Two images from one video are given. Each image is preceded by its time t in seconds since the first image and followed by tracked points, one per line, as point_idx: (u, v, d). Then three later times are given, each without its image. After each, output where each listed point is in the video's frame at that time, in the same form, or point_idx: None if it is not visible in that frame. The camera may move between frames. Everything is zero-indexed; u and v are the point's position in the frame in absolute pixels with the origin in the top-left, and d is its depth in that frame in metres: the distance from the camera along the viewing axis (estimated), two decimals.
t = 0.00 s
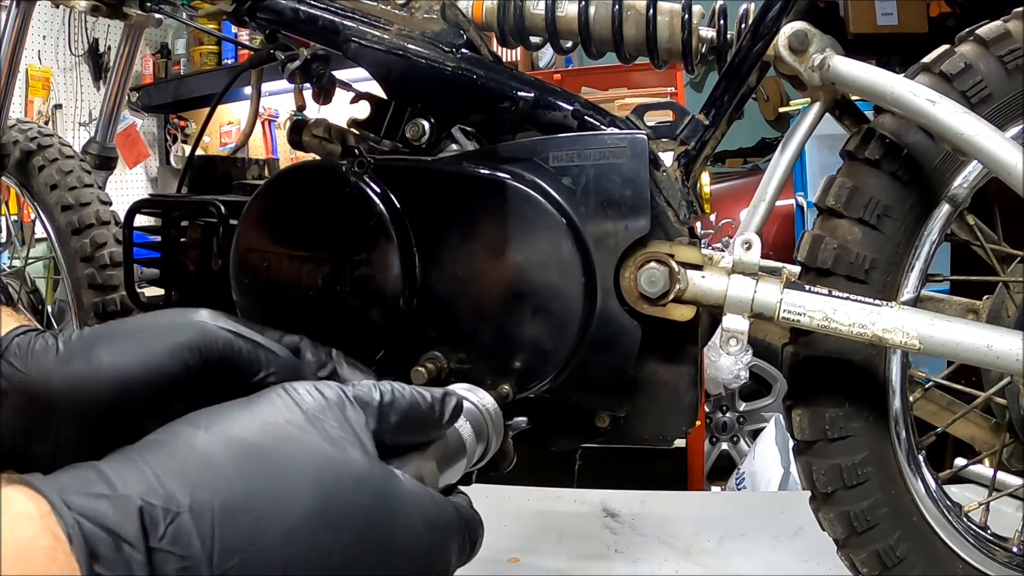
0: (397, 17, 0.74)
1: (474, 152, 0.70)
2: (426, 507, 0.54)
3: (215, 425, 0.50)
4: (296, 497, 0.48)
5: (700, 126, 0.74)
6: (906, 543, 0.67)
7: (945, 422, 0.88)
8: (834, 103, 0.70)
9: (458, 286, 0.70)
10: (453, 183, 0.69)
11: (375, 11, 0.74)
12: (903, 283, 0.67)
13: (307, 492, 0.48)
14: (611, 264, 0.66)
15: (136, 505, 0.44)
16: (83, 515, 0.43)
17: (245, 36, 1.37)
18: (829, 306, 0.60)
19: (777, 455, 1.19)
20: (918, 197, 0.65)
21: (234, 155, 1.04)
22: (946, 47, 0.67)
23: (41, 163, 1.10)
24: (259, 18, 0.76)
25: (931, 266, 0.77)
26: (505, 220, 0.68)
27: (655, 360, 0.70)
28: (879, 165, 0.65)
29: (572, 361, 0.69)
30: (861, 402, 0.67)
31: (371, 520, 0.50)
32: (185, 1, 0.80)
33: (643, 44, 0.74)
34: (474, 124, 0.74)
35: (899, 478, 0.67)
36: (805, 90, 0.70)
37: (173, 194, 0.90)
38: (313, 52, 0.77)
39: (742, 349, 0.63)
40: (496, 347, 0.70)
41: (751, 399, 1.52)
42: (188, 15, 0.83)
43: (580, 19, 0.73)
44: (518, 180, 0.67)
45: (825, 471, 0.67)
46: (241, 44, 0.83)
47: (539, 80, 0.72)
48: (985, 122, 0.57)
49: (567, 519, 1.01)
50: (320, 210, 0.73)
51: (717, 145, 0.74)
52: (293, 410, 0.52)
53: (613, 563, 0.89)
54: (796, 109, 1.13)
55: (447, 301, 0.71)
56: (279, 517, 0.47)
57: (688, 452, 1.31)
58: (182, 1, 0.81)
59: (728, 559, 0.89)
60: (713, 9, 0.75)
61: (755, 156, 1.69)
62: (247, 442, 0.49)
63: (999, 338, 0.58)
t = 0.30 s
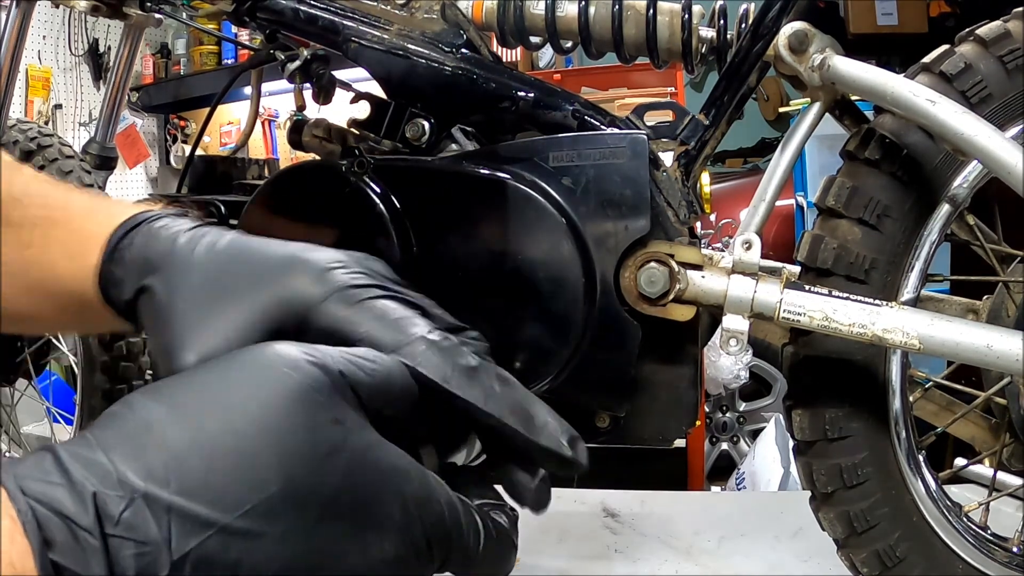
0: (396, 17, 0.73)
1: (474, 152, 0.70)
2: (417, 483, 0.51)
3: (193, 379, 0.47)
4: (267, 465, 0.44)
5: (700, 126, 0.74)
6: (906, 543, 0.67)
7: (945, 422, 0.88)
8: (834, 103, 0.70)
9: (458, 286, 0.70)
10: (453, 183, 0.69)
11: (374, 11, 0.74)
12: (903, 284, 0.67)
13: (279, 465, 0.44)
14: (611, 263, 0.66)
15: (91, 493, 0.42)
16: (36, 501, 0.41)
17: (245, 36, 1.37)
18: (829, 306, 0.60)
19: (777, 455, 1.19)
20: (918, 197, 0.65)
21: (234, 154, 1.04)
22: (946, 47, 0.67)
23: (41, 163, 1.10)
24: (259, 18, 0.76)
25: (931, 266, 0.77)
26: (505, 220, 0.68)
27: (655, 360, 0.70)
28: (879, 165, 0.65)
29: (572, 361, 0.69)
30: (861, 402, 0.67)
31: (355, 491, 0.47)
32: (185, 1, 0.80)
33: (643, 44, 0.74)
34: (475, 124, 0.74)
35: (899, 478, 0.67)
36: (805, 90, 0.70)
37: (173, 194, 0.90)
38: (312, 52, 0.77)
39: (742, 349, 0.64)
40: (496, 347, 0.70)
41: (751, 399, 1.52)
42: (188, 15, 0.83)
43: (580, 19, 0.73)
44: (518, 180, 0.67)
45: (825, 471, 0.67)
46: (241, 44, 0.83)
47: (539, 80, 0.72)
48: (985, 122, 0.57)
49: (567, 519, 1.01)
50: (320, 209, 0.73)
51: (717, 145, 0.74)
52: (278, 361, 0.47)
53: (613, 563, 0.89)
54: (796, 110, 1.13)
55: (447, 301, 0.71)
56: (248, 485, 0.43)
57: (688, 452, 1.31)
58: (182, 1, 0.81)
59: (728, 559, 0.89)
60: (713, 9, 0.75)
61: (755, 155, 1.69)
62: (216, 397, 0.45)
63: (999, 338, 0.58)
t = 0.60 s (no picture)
0: (397, 16, 0.76)
1: (473, 153, 0.70)
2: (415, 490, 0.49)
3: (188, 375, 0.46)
4: (252, 482, 0.43)
5: (700, 126, 0.73)
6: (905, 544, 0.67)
7: (945, 422, 0.88)
8: (834, 103, 0.70)
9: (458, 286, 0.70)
10: (452, 183, 0.68)
11: (375, 11, 0.76)
12: (904, 284, 0.66)
13: (248, 470, 0.43)
14: (611, 263, 0.66)
15: (82, 536, 0.39)
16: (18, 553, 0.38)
17: (245, 36, 1.37)
18: (829, 306, 0.60)
19: (777, 455, 1.19)
20: (918, 196, 0.65)
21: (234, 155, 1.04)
22: (946, 47, 0.67)
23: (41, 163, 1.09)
24: (259, 19, 0.78)
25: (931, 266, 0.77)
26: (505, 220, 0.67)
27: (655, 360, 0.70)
28: (879, 165, 0.65)
29: (572, 362, 0.68)
30: (862, 402, 0.67)
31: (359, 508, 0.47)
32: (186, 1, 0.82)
33: (643, 44, 0.74)
34: (475, 124, 0.73)
35: (900, 478, 0.67)
36: (805, 90, 0.70)
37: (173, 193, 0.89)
38: (313, 52, 0.75)
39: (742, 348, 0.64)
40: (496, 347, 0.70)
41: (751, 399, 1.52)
42: (189, 16, 0.84)
43: (580, 20, 0.73)
44: (518, 180, 0.67)
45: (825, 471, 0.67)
46: (241, 44, 0.83)
47: (539, 80, 0.72)
48: (985, 122, 0.57)
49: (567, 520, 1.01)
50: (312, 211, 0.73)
51: (717, 145, 0.74)
52: (265, 372, 0.46)
53: (613, 564, 0.89)
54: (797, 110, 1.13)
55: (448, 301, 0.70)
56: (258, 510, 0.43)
57: (688, 451, 1.31)
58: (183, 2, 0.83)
59: (728, 559, 0.89)
60: (713, 9, 0.74)
61: (755, 155, 1.69)
62: (191, 411, 0.43)
63: (999, 337, 0.58)
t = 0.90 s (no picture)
0: (397, 16, 0.76)
1: (473, 153, 0.70)
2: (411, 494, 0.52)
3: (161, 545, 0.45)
4: None
5: (700, 126, 0.73)
6: (905, 544, 0.67)
7: (946, 423, 0.88)
8: (834, 103, 0.70)
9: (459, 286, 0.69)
10: (452, 183, 0.68)
11: (375, 11, 0.76)
12: (903, 284, 0.67)
13: None
14: (611, 264, 0.66)
15: None
16: None
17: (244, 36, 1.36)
18: (829, 306, 0.60)
19: (777, 455, 1.19)
20: (919, 196, 0.65)
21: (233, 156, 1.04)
22: (946, 47, 0.67)
23: (40, 163, 1.09)
24: (259, 19, 0.78)
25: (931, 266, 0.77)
26: (505, 220, 0.67)
27: (655, 360, 0.70)
28: (879, 165, 0.65)
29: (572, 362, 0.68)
30: (862, 402, 0.67)
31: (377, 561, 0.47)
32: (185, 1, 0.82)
33: (643, 44, 0.74)
34: (474, 124, 0.74)
35: (900, 478, 0.67)
36: (805, 90, 0.70)
37: (173, 193, 0.89)
38: (313, 52, 0.76)
39: (742, 349, 0.64)
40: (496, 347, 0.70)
41: (751, 399, 1.52)
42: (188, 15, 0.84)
43: (580, 20, 0.73)
44: (518, 180, 0.67)
45: (825, 471, 0.67)
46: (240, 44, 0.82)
47: (539, 80, 0.72)
48: (984, 122, 0.57)
49: (567, 520, 1.01)
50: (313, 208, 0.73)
51: (717, 145, 0.74)
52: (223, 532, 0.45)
53: (614, 564, 0.89)
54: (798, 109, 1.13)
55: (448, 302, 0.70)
56: None
57: (688, 452, 1.31)
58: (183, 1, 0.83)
59: (729, 559, 0.89)
60: (713, 9, 0.74)
61: (755, 155, 1.69)
62: None
63: (999, 338, 0.58)
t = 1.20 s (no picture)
0: (396, 16, 0.75)
1: (474, 153, 0.70)
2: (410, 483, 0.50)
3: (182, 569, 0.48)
4: None
5: (700, 126, 0.73)
6: (905, 544, 0.67)
7: (946, 423, 0.88)
8: (834, 103, 0.70)
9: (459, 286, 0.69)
10: (452, 183, 0.68)
11: (375, 11, 0.76)
12: (903, 283, 0.67)
13: None
14: (611, 264, 0.66)
15: None
16: None
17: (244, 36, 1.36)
18: (829, 306, 0.60)
19: (777, 455, 1.19)
20: (919, 197, 0.65)
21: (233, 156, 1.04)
22: (946, 47, 0.67)
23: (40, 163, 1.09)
24: (259, 19, 0.78)
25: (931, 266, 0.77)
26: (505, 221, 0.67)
27: (655, 360, 0.70)
28: (879, 165, 0.65)
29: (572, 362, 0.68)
30: (862, 402, 0.67)
31: None
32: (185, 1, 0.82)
33: (643, 44, 0.74)
34: (475, 124, 0.75)
35: (900, 478, 0.68)
36: (805, 90, 0.70)
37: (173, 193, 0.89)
38: (313, 52, 0.75)
39: (742, 349, 0.64)
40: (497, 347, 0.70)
41: (751, 399, 1.52)
42: (189, 15, 0.84)
43: (580, 20, 0.73)
44: (518, 180, 0.67)
45: (825, 471, 0.67)
46: (241, 44, 0.83)
47: (539, 80, 0.72)
48: (984, 123, 0.57)
49: (567, 520, 1.01)
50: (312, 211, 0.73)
51: (717, 145, 0.74)
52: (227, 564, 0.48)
53: (614, 564, 0.89)
54: (798, 109, 1.13)
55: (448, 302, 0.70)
56: None
57: (688, 452, 1.31)
58: (182, 1, 0.83)
59: (729, 559, 0.89)
60: (713, 9, 0.74)
61: (755, 156, 1.69)
62: None
63: (999, 337, 0.58)
